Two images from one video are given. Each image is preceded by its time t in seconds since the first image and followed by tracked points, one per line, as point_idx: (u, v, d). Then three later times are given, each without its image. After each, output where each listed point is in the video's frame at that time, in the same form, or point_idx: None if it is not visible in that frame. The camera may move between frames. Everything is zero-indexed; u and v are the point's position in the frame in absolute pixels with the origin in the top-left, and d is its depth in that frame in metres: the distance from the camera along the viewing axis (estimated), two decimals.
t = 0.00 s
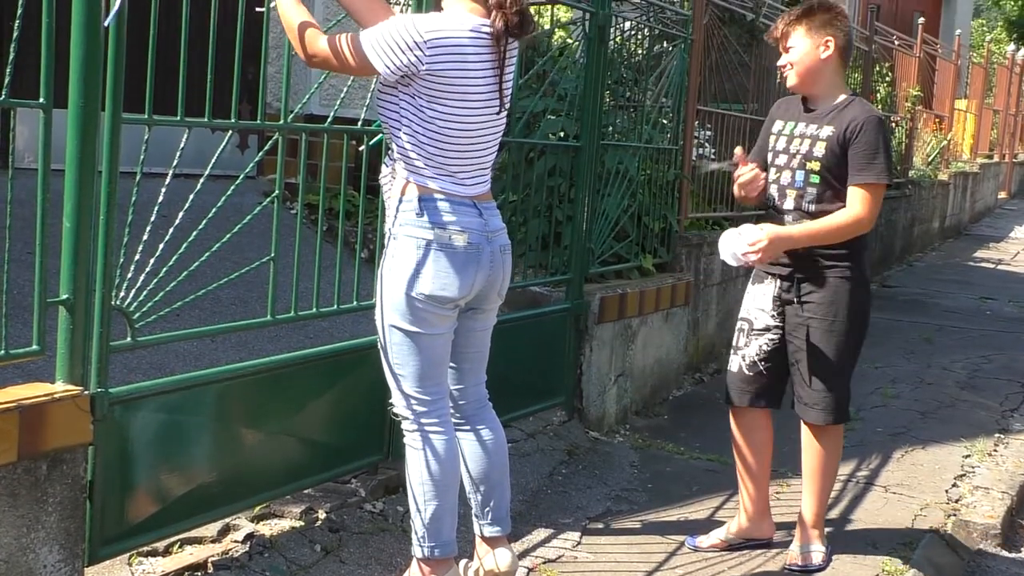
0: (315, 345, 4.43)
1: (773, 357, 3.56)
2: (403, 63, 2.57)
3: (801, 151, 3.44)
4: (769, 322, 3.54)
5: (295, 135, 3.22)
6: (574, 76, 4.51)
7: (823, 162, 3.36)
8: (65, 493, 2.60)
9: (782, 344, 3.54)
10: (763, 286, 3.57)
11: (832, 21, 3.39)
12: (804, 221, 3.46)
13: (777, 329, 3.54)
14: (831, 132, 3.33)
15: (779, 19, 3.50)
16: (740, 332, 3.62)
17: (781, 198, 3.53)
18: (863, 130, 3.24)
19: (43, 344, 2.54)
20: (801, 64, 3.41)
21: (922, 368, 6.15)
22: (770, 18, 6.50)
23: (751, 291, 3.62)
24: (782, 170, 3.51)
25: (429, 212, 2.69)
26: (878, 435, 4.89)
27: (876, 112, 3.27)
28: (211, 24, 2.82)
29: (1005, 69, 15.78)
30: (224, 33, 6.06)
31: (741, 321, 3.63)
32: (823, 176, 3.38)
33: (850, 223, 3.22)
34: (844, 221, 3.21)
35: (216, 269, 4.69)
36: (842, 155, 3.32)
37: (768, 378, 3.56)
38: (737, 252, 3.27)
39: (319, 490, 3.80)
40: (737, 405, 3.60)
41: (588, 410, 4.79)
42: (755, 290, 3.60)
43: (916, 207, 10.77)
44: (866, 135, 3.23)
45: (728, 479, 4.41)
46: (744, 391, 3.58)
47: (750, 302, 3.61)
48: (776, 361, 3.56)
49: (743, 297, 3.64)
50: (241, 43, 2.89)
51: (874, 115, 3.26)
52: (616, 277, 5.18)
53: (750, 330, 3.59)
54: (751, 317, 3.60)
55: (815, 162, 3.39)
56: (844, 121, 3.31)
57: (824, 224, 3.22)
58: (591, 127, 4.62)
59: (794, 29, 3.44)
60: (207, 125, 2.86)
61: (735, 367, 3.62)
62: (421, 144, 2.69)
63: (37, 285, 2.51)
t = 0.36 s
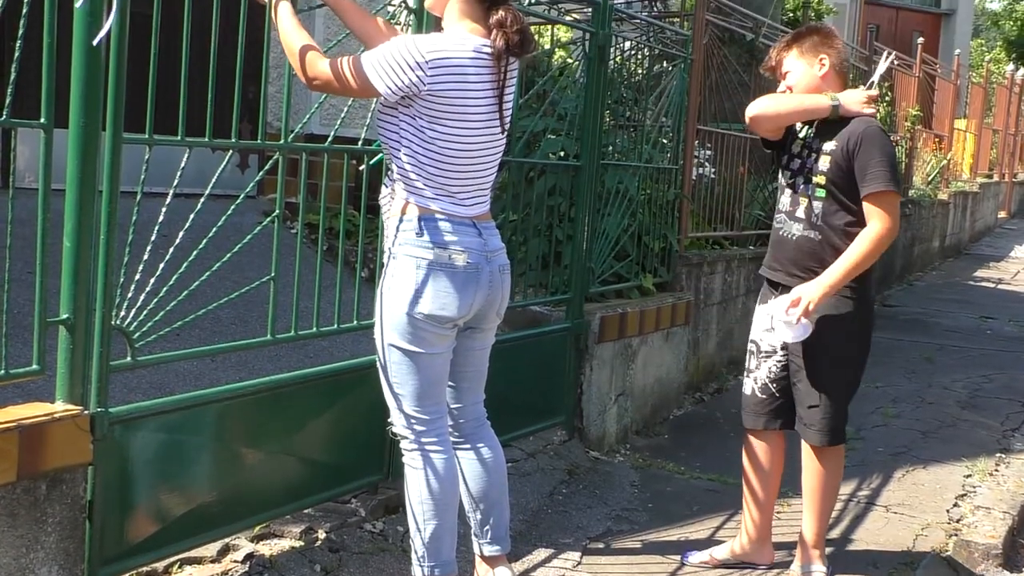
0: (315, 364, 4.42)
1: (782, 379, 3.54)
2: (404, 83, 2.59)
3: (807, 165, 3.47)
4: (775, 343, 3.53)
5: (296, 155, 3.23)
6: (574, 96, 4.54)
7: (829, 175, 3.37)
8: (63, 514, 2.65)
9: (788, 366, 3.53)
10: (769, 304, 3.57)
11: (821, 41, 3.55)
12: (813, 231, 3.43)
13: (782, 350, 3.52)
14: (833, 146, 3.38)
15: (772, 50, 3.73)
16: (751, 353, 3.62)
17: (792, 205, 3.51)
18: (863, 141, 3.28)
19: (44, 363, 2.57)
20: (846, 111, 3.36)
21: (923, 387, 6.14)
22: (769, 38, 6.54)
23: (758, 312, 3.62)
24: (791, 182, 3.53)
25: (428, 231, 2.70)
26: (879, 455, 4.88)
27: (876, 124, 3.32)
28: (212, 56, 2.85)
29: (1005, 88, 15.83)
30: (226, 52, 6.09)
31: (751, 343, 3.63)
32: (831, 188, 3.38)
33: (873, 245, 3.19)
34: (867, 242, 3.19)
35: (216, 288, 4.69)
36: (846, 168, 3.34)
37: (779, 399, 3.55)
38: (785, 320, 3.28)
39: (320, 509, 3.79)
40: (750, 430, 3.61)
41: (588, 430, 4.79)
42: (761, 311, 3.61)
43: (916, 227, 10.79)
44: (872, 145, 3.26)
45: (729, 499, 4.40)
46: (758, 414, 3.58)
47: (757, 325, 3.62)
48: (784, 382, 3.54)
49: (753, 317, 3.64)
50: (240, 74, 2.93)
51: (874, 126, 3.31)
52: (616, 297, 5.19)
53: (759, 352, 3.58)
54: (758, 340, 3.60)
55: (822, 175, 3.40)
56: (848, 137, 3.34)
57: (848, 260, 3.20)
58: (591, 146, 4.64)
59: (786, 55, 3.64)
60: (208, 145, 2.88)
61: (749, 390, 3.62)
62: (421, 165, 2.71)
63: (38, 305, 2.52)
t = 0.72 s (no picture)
0: (314, 383, 4.42)
1: (773, 399, 3.56)
2: (408, 101, 2.60)
3: (805, 182, 3.47)
4: (768, 363, 3.55)
5: (296, 173, 3.25)
6: (574, 114, 4.56)
7: (828, 193, 3.38)
8: (63, 532, 2.65)
9: (779, 385, 3.54)
10: (763, 323, 3.58)
11: (818, 60, 3.56)
12: (812, 248, 3.44)
13: (775, 370, 3.54)
14: (832, 164, 3.39)
15: (767, 67, 3.74)
16: (742, 374, 3.62)
17: (790, 222, 3.50)
18: (863, 159, 3.30)
19: (43, 382, 2.59)
20: (845, 129, 3.41)
21: (924, 406, 6.14)
22: (768, 58, 6.57)
23: (749, 331, 3.63)
24: (790, 198, 3.52)
25: (433, 250, 2.71)
26: (880, 473, 4.87)
27: (873, 144, 3.36)
28: (212, 83, 2.89)
29: (1004, 107, 15.88)
30: (227, 72, 6.12)
31: (741, 363, 3.65)
32: (831, 205, 3.39)
33: (881, 262, 3.21)
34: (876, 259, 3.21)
35: (216, 306, 4.69)
36: (845, 185, 3.35)
37: (771, 419, 3.56)
38: (803, 346, 3.29)
39: (319, 528, 3.76)
40: (743, 448, 3.61)
41: (588, 449, 4.79)
42: (752, 331, 3.62)
43: (916, 245, 10.80)
44: (870, 161, 3.29)
45: (729, 518, 4.39)
46: (749, 432, 3.58)
47: (747, 344, 3.63)
48: (777, 402, 3.56)
49: (743, 338, 3.65)
50: (239, 98, 2.94)
51: (870, 144, 3.34)
52: (615, 315, 5.19)
53: (749, 371, 3.60)
54: (750, 358, 3.61)
55: (823, 193, 3.40)
56: (847, 154, 3.35)
57: (859, 279, 3.21)
58: (591, 165, 4.65)
59: (782, 73, 3.66)
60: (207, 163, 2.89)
61: (740, 410, 3.62)
62: (425, 183, 2.71)
63: (38, 324, 2.53)
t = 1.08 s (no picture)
0: (314, 401, 4.41)
1: (774, 418, 3.55)
2: (418, 122, 2.61)
3: (806, 200, 3.49)
4: (768, 382, 3.55)
5: (296, 191, 3.28)
6: (574, 132, 4.58)
7: (830, 212, 3.40)
8: (62, 551, 2.65)
9: (781, 404, 3.54)
10: (762, 341, 3.58)
11: (819, 77, 3.59)
12: (813, 265, 3.45)
13: (775, 389, 3.54)
14: (835, 182, 3.40)
15: (769, 84, 3.76)
16: (743, 393, 3.62)
17: (791, 238, 3.52)
18: (867, 178, 3.32)
19: (43, 401, 2.61)
20: (847, 145, 3.43)
21: (924, 424, 6.13)
22: (768, 77, 6.60)
23: (749, 349, 3.64)
24: (792, 215, 3.53)
25: (440, 269, 2.72)
26: (881, 492, 4.86)
27: (877, 163, 3.38)
28: (210, 109, 2.91)
29: (1003, 125, 15.94)
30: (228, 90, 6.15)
31: (742, 382, 3.65)
32: (833, 224, 3.40)
33: (886, 280, 3.20)
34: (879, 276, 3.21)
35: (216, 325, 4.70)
36: (847, 204, 3.37)
37: (772, 438, 3.56)
38: (803, 362, 3.30)
39: (318, 547, 3.67)
40: (744, 467, 3.61)
41: (588, 467, 4.78)
42: (752, 349, 3.62)
43: (917, 263, 10.81)
44: (873, 181, 3.31)
45: (730, 537, 4.38)
46: (750, 451, 3.59)
47: (748, 362, 3.63)
48: (777, 421, 3.55)
49: (743, 357, 3.66)
50: (241, 119, 3.01)
51: (873, 164, 3.37)
52: (615, 333, 5.20)
53: (750, 390, 3.60)
54: (750, 377, 3.61)
55: (823, 212, 3.42)
56: (849, 174, 3.37)
57: (865, 294, 3.20)
58: (591, 183, 4.67)
59: (784, 91, 3.68)
60: (207, 182, 2.91)
61: (741, 429, 3.61)
62: (434, 204, 2.72)
63: (38, 343, 2.55)
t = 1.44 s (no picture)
0: (314, 419, 4.40)
1: (777, 436, 3.55)
2: (435, 142, 2.61)
3: (812, 218, 3.49)
4: (772, 400, 3.55)
5: (296, 209, 3.30)
6: (575, 150, 4.59)
7: (835, 230, 3.40)
8: (61, 569, 2.64)
9: (784, 421, 3.54)
10: (766, 359, 3.59)
11: (826, 96, 3.61)
12: (817, 283, 3.45)
13: (779, 407, 3.54)
14: (842, 201, 3.40)
15: (776, 102, 3.79)
16: (746, 411, 3.62)
17: (795, 256, 3.52)
18: (873, 198, 3.33)
19: (43, 419, 2.62)
20: (848, 157, 3.44)
21: (926, 442, 6.12)
22: (768, 95, 6.63)
23: (753, 367, 3.64)
24: (797, 232, 3.53)
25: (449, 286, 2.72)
26: (883, 510, 4.85)
27: (883, 182, 3.39)
28: (210, 132, 2.93)
29: (1004, 143, 15.97)
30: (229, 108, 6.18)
31: (745, 401, 3.64)
32: (838, 243, 3.40)
33: (891, 301, 3.21)
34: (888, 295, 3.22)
35: (216, 342, 4.69)
36: (854, 222, 3.37)
37: (775, 456, 3.55)
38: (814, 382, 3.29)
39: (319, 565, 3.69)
40: (747, 484, 3.61)
41: (588, 485, 4.77)
42: (756, 367, 3.62)
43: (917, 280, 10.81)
44: (879, 199, 3.32)
45: (731, 555, 4.37)
46: (753, 469, 3.58)
47: (752, 380, 3.63)
48: (781, 439, 3.55)
49: (746, 375, 3.66)
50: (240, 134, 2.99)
51: (881, 183, 3.38)
52: (616, 350, 5.20)
53: (753, 408, 3.59)
54: (753, 395, 3.61)
55: (828, 230, 3.42)
56: (858, 191, 3.38)
57: (868, 318, 3.21)
58: (591, 201, 4.69)
59: (790, 108, 3.70)
60: (208, 199, 2.92)
61: (745, 447, 3.61)
62: (445, 224, 2.72)
63: (38, 361, 2.55)
